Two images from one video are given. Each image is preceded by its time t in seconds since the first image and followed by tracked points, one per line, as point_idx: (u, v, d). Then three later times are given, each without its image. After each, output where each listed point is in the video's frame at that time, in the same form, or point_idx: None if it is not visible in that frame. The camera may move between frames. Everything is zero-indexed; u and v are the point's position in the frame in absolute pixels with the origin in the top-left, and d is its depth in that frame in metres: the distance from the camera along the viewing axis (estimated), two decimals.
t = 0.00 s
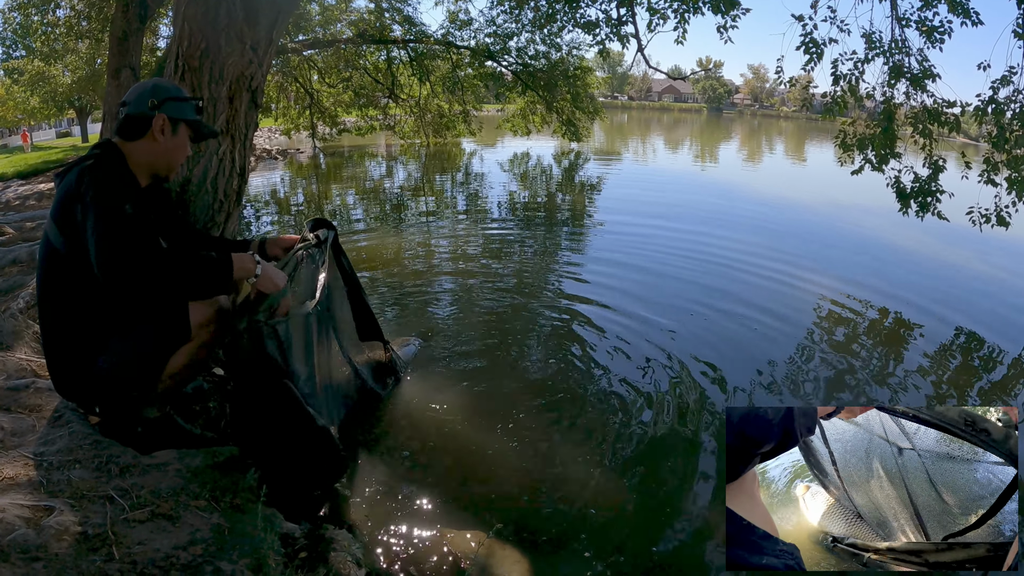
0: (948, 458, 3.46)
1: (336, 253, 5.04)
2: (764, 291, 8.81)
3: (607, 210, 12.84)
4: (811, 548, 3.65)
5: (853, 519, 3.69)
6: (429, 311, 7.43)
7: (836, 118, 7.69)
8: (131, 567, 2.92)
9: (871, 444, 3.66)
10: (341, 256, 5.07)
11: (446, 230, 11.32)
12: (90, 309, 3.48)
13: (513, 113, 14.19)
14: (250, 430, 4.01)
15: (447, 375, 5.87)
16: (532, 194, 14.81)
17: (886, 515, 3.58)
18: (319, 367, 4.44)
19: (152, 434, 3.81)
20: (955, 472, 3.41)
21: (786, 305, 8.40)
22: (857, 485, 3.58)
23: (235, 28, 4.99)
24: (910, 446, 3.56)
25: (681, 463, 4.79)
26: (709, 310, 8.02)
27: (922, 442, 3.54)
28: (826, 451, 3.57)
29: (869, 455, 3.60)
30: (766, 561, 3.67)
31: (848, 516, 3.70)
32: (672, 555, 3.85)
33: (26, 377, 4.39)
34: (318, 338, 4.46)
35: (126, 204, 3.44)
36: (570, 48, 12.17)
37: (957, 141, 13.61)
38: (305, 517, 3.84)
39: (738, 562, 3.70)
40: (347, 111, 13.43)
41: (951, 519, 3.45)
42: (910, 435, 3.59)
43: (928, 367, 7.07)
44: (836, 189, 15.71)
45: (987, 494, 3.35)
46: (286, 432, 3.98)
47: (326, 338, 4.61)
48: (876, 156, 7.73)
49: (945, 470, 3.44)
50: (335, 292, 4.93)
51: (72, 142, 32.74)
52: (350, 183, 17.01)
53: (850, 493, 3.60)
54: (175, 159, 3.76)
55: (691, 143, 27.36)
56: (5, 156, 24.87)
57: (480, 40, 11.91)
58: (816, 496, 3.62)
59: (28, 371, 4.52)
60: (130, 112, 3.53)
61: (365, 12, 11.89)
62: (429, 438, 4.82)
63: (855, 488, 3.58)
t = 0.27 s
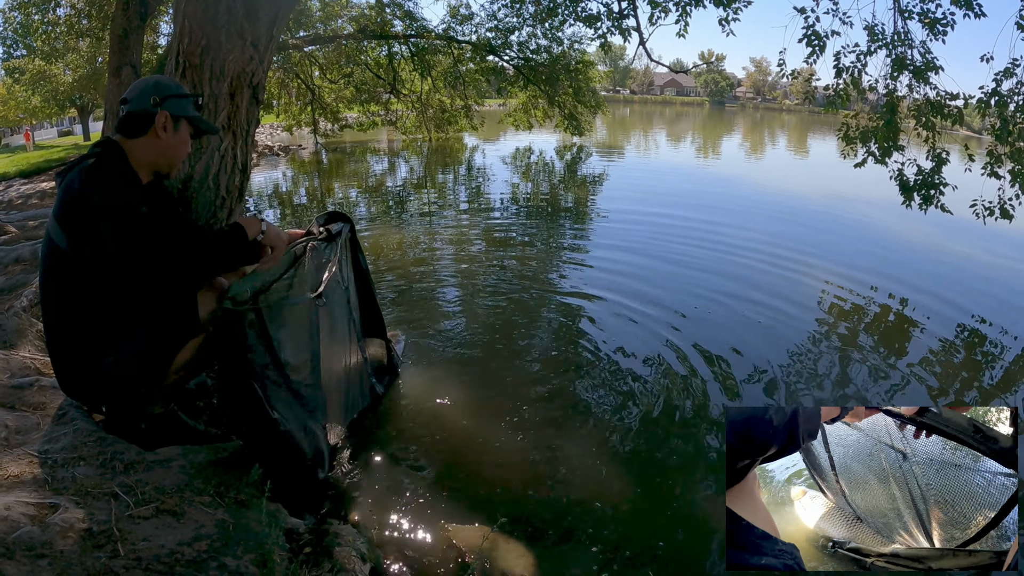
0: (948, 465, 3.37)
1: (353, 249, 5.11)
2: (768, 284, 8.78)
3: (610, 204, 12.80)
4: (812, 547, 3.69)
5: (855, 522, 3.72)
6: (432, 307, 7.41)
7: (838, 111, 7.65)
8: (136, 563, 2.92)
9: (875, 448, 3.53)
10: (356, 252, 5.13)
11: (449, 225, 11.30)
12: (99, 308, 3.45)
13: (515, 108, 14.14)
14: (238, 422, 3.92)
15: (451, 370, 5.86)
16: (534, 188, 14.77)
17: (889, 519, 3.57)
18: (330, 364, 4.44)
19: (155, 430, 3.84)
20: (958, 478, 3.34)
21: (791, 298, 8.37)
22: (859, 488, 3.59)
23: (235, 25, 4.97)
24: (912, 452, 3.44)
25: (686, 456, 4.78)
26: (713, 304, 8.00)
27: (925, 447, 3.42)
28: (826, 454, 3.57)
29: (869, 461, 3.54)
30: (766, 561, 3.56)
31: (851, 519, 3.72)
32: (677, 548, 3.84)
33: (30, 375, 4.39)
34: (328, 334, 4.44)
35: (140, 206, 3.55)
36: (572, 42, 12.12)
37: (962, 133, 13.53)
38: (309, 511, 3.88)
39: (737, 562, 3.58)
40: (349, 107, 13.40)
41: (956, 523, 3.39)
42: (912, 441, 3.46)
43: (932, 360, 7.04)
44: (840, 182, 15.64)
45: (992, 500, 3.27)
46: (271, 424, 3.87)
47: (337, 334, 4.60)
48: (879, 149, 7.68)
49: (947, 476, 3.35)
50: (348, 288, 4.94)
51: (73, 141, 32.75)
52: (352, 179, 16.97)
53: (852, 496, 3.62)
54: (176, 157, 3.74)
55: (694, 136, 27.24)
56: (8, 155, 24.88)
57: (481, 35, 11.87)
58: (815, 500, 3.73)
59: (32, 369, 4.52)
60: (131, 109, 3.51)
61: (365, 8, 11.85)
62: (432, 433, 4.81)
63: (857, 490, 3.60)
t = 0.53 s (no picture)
0: (947, 462, 3.23)
1: (360, 252, 5.10)
2: (776, 287, 8.74)
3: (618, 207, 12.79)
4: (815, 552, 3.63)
5: (850, 522, 3.59)
6: (440, 310, 7.42)
7: (847, 114, 7.62)
8: (146, 563, 2.93)
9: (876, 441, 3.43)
10: (362, 254, 5.11)
11: (457, 228, 11.33)
12: (109, 307, 3.45)
13: (523, 111, 14.17)
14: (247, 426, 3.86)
15: (459, 373, 5.88)
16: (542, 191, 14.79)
17: (885, 517, 3.44)
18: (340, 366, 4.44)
19: (167, 432, 3.76)
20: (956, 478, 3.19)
21: (799, 301, 8.34)
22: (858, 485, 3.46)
23: (245, 29, 5.00)
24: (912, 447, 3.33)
25: (694, 459, 4.77)
26: (723, 307, 7.98)
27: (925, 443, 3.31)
28: (830, 448, 3.45)
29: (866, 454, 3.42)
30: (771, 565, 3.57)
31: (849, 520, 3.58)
32: (685, 551, 3.84)
33: (41, 377, 4.42)
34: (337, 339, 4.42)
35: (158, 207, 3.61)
36: (579, 45, 12.14)
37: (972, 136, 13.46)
38: (317, 513, 3.90)
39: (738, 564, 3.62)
40: (357, 110, 13.46)
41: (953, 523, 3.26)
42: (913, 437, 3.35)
43: (941, 364, 7.01)
44: (849, 185, 15.59)
45: (989, 505, 3.13)
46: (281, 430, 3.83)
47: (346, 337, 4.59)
48: (888, 151, 7.66)
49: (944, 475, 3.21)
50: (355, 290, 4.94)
51: (84, 144, 33.00)
52: (361, 182, 17.03)
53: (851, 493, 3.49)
54: (187, 161, 3.76)
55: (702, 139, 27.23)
56: (20, 159, 25.11)
57: (489, 38, 11.90)
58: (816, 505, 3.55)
59: (43, 371, 4.55)
60: (143, 113, 3.54)
61: (374, 11, 11.90)
62: (440, 436, 4.82)
63: (856, 487, 3.47)
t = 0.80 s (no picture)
0: (951, 458, 3.33)
1: (366, 245, 5.10)
2: (778, 294, 8.73)
3: (623, 211, 12.79)
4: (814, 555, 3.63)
5: (847, 522, 3.62)
6: (442, 310, 7.43)
7: (852, 122, 7.62)
8: (143, 556, 2.94)
9: (876, 437, 3.46)
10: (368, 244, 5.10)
11: (461, 228, 11.33)
12: (111, 300, 3.46)
13: (529, 113, 14.17)
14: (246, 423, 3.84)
15: (459, 373, 5.88)
16: (547, 193, 14.78)
17: (886, 515, 3.46)
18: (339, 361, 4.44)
19: (167, 425, 3.77)
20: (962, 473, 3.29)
21: (801, 308, 8.35)
22: (857, 483, 3.48)
23: (254, 26, 5.02)
24: (915, 444, 3.38)
25: (693, 464, 4.77)
26: (725, 312, 7.98)
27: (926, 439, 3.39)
28: (826, 441, 3.55)
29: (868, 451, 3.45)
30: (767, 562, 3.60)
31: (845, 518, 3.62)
32: (683, 556, 3.84)
33: (43, 368, 4.43)
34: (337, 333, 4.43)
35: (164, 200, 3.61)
36: (587, 48, 12.14)
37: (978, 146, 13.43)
38: (315, 510, 3.91)
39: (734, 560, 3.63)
40: (364, 108, 13.47)
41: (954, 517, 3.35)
42: (913, 433, 3.41)
43: (943, 374, 7.00)
44: (855, 193, 15.57)
45: (992, 499, 3.25)
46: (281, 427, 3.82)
47: (347, 331, 4.59)
48: (893, 160, 7.64)
49: (949, 471, 3.30)
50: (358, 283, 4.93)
51: (91, 137, 33.10)
52: (366, 181, 17.05)
53: (850, 492, 3.51)
54: (192, 155, 3.77)
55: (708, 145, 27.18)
56: (27, 150, 25.19)
57: (497, 39, 11.91)
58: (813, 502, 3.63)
59: (45, 362, 4.56)
60: (148, 108, 3.55)
61: (382, 10, 11.93)
62: (439, 436, 4.82)
63: (855, 485, 3.49)
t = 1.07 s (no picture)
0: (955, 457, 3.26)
1: (364, 237, 5.12)
2: (783, 295, 8.70)
3: (628, 211, 12.76)
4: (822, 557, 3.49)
5: (846, 520, 3.64)
6: (445, 310, 7.44)
7: (857, 122, 7.60)
8: (148, 554, 2.94)
9: (879, 436, 3.34)
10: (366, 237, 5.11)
11: (465, 228, 11.34)
12: (118, 298, 3.45)
13: (534, 113, 14.17)
14: (248, 421, 3.87)
15: (463, 373, 5.88)
16: (552, 194, 14.78)
17: (887, 511, 3.43)
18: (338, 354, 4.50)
19: (171, 424, 3.71)
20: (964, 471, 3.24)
21: (806, 309, 8.32)
22: (858, 481, 3.43)
23: (259, 25, 5.02)
24: (916, 443, 3.31)
25: (696, 464, 4.76)
26: (730, 314, 7.94)
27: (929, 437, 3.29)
28: (825, 443, 3.41)
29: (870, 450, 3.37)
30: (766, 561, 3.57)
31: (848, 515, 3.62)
32: (686, 555, 3.83)
33: (48, 366, 4.44)
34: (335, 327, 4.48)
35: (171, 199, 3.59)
36: (592, 49, 12.14)
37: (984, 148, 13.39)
38: (320, 509, 3.91)
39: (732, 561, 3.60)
40: (368, 108, 13.49)
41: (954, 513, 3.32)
42: (917, 431, 3.30)
43: (948, 375, 6.98)
44: (860, 194, 15.53)
45: (993, 495, 3.24)
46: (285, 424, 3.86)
47: (344, 327, 4.62)
48: (898, 161, 7.62)
49: (951, 468, 3.25)
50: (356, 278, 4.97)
51: (95, 136, 33.18)
52: (370, 181, 17.07)
53: (851, 489, 3.46)
54: (197, 154, 3.78)
55: (714, 145, 27.16)
56: (33, 149, 25.30)
57: (502, 40, 11.91)
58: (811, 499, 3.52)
59: (50, 360, 4.57)
60: (152, 107, 3.55)
61: (387, 10, 11.95)
62: (443, 436, 4.82)
63: (855, 483, 3.44)
